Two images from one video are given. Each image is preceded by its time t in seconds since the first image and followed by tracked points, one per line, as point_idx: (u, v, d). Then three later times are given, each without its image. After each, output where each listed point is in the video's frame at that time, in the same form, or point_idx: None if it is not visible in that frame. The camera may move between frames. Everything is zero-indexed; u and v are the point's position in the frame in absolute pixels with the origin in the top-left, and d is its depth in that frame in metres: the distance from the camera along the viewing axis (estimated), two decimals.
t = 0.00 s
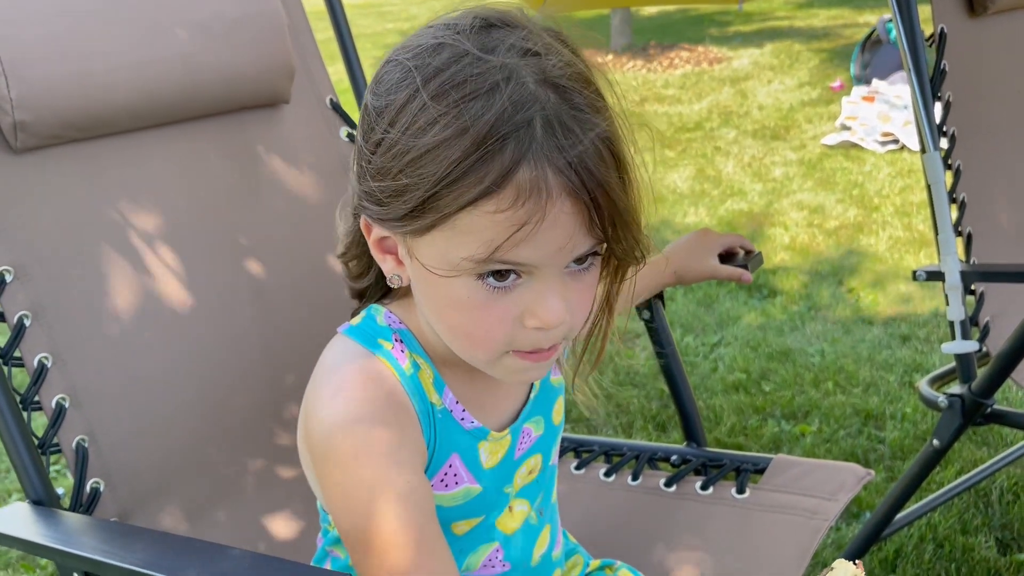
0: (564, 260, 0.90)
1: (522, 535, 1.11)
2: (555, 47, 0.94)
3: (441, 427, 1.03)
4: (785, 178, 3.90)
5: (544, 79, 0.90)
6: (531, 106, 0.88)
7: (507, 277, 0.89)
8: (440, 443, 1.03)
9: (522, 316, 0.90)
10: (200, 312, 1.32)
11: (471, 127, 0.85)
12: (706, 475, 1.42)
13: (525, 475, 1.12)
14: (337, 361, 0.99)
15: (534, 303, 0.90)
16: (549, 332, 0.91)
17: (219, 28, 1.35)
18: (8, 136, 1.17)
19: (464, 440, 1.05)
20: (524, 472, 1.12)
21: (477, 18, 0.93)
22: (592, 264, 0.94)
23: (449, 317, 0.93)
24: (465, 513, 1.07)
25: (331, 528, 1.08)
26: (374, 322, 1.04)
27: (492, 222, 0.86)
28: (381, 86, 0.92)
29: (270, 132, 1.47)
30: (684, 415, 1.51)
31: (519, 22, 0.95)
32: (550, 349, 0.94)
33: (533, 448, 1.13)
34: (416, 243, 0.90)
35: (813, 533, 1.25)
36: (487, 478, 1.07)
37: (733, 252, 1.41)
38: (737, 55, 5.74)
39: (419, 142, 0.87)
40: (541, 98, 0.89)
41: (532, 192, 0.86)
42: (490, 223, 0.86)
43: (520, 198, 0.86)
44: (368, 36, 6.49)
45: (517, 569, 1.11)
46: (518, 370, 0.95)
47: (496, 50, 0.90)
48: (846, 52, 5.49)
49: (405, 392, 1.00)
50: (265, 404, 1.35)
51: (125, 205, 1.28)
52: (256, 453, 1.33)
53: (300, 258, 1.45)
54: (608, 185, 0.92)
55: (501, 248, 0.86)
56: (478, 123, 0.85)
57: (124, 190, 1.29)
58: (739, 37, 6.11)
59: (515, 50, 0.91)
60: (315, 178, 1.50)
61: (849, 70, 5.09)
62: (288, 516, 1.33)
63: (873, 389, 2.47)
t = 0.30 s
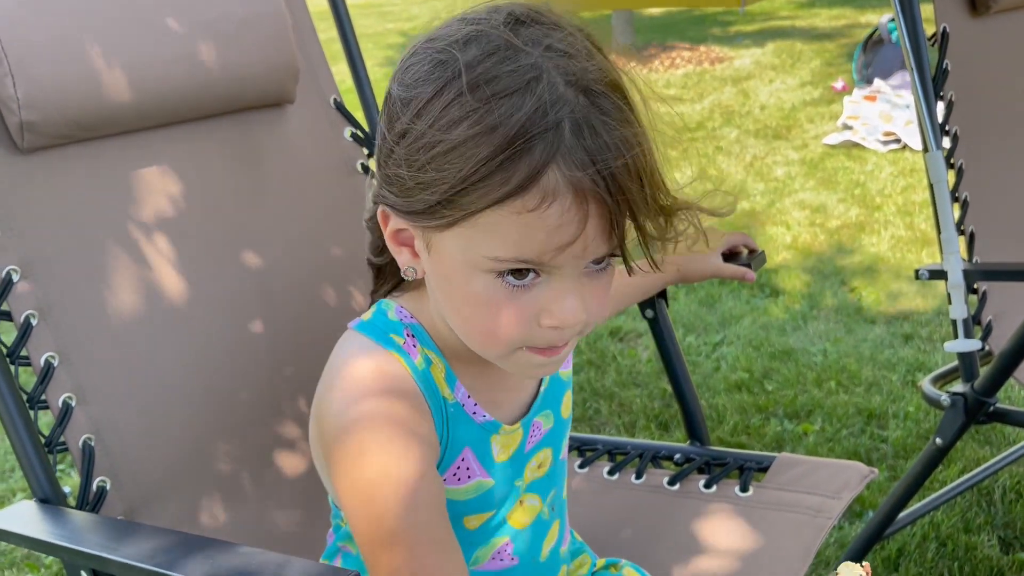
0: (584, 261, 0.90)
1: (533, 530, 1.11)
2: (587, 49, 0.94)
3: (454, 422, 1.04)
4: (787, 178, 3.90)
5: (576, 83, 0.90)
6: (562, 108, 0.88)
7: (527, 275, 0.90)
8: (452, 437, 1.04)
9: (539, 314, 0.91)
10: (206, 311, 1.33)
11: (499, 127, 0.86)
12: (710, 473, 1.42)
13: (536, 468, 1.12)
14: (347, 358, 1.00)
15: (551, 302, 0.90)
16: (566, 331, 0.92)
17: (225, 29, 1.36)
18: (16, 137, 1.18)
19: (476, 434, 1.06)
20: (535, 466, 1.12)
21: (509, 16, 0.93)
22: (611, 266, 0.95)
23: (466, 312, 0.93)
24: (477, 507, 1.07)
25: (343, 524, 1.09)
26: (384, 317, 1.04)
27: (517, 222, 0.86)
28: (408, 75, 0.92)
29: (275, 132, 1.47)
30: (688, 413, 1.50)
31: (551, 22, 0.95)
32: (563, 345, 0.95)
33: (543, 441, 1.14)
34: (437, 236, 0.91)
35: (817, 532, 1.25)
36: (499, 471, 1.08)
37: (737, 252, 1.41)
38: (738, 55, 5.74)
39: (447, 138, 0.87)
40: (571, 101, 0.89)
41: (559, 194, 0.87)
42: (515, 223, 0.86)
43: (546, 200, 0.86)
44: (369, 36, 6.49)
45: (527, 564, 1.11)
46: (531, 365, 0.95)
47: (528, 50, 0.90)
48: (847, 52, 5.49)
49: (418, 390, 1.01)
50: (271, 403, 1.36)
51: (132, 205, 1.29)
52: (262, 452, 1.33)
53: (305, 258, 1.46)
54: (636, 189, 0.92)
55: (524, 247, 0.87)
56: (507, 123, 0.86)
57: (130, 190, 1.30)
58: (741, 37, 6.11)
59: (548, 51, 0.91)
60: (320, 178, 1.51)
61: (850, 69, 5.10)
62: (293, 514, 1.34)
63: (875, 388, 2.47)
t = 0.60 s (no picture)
0: (615, 270, 0.91)
1: (545, 532, 1.11)
2: (622, 53, 0.94)
3: (473, 424, 1.05)
4: (790, 177, 3.90)
5: (614, 88, 0.90)
6: (599, 112, 0.88)
7: (557, 281, 0.90)
8: (470, 440, 1.04)
9: (567, 321, 0.91)
10: (213, 311, 1.33)
11: (538, 130, 0.86)
12: (715, 471, 1.43)
13: (550, 472, 1.12)
14: (369, 355, 1.01)
15: (580, 309, 0.91)
16: (594, 337, 0.93)
17: (232, 29, 1.36)
18: (24, 137, 1.19)
19: (494, 437, 1.06)
20: (549, 469, 1.12)
21: (547, 17, 0.93)
22: (636, 274, 0.96)
23: (493, 317, 0.94)
24: (492, 509, 1.08)
25: (358, 522, 1.10)
26: (406, 317, 1.05)
27: (551, 227, 0.87)
28: (443, 75, 0.92)
29: (281, 131, 1.48)
30: (691, 409, 1.51)
31: (589, 25, 0.94)
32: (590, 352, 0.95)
33: (558, 445, 1.14)
34: (467, 237, 0.92)
35: (823, 528, 1.25)
36: (516, 474, 1.08)
37: (743, 249, 1.42)
38: (741, 55, 5.74)
39: (483, 139, 0.87)
40: (609, 105, 0.89)
41: (593, 200, 0.87)
42: (549, 228, 0.87)
43: (582, 206, 0.87)
44: (371, 36, 6.49)
45: (538, 566, 1.12)
46: (555, 372, 0.95)
47: (567, 53, 0.90)
48: (850, 51, 5.49)
49: (439, 390, 1.01)
50: (278, 403, 1.36)
51: (139, 205, 1.30)
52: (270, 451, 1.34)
53: (311, 257, 1.46)
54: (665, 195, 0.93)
55: (557, 253, 0.88)
56: (546, 126, 0.86)
57: (138, 190, 1.30)
58: (744, 37, 6.10)
59: (586, 53, 0.90)
60: (325, 178, 1.51)
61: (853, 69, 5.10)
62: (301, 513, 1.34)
63: (879, 387, 2.47)
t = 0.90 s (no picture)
0: (632, 275, 0.90)
1: (550, 534, 1.12)
2: (643, 59, 0.94)
3: (481, 427, 1.05)
4: (792, 176, 3.90)
5: (634, 94, 0.91)
6: (620, 118, 0.89)
7: (573, 286, 0.90)
8: (479, 443, 1.04)
9: (583, 326, 0.91)
10: (215, 309, 1.33)
11: (559, 135, 0.86)
12: (716, 469, 1.42)
13: (555, 475, 1.13)
14: (380, 354, 1.01)
15: (596, 314, 0.90)
16: (610, 343, 0.92)
17: (234, 27, 1.37)
18: (27, 135, 1.19)
19: (502, 440, 1.06)
20: (555, 472, 1.13)
21: (566, 23, 0.94)
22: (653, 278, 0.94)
23: (508, 322, 0.93)
24: (499, 512, 1.07)
25: (362, 521, 1.10)
26: (417, 317, 1.05)
27: (570, 232, 0.87)
28: (461, 79, 0.93)
29: (283, 130, 1.48)
30: (694, 407, 1.51)
31: (609, 30, 0.95)
32: (606, 358, 0.94)
33: (566, 448, 1.14)
34: (484, 242, 0.92)
35: (824, 526, 1.26)
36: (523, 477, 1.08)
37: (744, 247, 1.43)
38: (743, 54, 5.74)
39: (502, 144, 0.88)
40: (629, 111, 0.89)
41: (613, 205, 0.87)
42: (568, 233, 0.87)
43: (601, 211, 0.87)
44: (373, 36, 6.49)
45: (542, 568, 1.11)
46: (572, 380, 0.95)
47: (587, 59, 0.90)
48: (852, 50, 5.49)
49: (449, 392, 1.01)
50: (280, 401, 1.36)
51: (141, 203, 1.30)
52: (273, 448, 1.34)
53: (314, 256, 1.46)
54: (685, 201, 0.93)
55: (576, 258, 0.87)
56: (567, 130, 0.86)
57: (141, 188, 1.30)
58: (745, 36, 6.10)
59: (606, 60, 0.91)
60: (327, 176, 1.52)
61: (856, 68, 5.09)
62: (304, 510, 1.34)
63: (882, 386, 2.47)
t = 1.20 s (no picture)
0: (625, 265, 0.90)
1: (546, 527, 1.12)
2: (636, 50, 0.95)
3: (476, 418, 1.05)
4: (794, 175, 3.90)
5: (629, 85, 0.91)
6: (614, 108, 0.89)
7: (567, 275, 0.90)
8: (473, 434, 1.05)
9: (575, 316, 0.91)
10: (214, 305, 1.33)
11: (555, 124, 0.87)
12: (715, 465, 1.43)
13: (552, 467, 1.13)
14: (374, 348, 1.01)
15: (588, 305, 0.90)
16: (601, 333, 0.92)
17: (233, 24, 1.37)
18: (26, 131, 1.19)
19: (496, 432, 1.06)
20: (551, 465, 1.13)
21: (562, 13, 0.94)
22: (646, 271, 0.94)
23: (502, 311, 0.93)
24: (493, 504, 1.08)
25: (359, 514, 1.11)
26: (412, 310, 1.05)
27: (564, 220, 0.87)
28: (457, 68, 0.93)
29: (282, 127, 1.48)
30: (694, 405, 1.52)
31: (603, 22, 0.96)
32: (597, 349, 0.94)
33: (561, 441, 1.14)
34: (478, 231, 0.91)
35: (824, 521, 1.25)
36: (517, 468, 1.08)
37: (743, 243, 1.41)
38: (745, 53, 5.74)
39: (498, 132, 0.88)
40: (623, 101, 0.90)
41: (608, 194, 0.88)
42: (562, 221, 0.87)
43: (596, 200, 0.87)
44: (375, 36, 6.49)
45: (540, 562, 1.11)
46: (563, 370, 0.95)
47: (582, 49, 0.91)
48: (854, 49, 5.48)
49: (443, 383, 1.01)
50: (279, 396, 1.36)
51: (140, 199, 1.30)
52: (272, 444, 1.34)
53: (312, 252, 1.46)
54: (678, 190, 0.93)
55: (569, 246, 0.87)
56: (563, 119, 0.87)
57: (140, 185, 1.31)
58: (747, 35, 6.09)
59: (600, 51, 0.92)
60: (326, 173, 1.52)
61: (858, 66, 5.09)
62: (303, 505, 1.35)
63: (883, 383, 2.47)
